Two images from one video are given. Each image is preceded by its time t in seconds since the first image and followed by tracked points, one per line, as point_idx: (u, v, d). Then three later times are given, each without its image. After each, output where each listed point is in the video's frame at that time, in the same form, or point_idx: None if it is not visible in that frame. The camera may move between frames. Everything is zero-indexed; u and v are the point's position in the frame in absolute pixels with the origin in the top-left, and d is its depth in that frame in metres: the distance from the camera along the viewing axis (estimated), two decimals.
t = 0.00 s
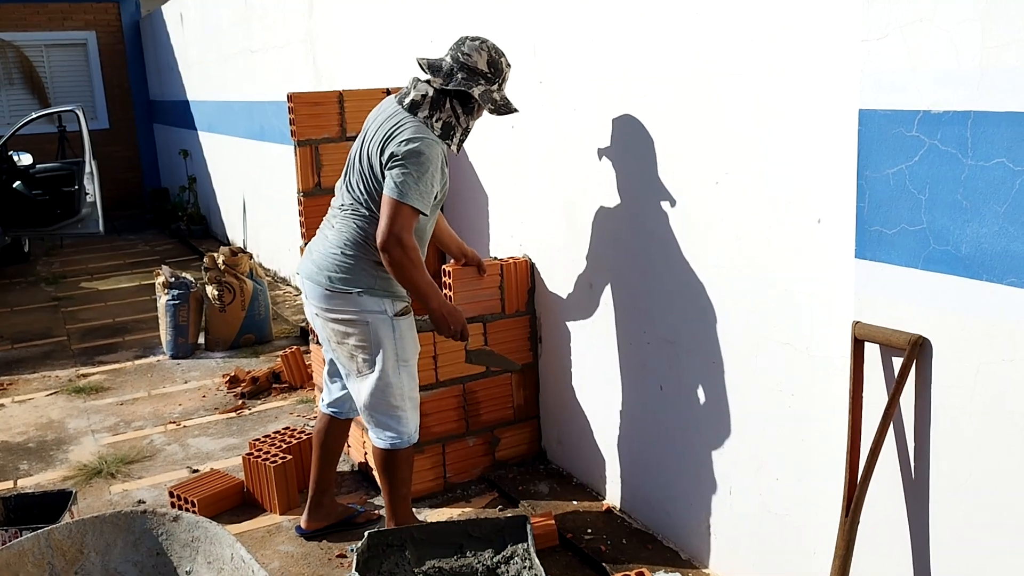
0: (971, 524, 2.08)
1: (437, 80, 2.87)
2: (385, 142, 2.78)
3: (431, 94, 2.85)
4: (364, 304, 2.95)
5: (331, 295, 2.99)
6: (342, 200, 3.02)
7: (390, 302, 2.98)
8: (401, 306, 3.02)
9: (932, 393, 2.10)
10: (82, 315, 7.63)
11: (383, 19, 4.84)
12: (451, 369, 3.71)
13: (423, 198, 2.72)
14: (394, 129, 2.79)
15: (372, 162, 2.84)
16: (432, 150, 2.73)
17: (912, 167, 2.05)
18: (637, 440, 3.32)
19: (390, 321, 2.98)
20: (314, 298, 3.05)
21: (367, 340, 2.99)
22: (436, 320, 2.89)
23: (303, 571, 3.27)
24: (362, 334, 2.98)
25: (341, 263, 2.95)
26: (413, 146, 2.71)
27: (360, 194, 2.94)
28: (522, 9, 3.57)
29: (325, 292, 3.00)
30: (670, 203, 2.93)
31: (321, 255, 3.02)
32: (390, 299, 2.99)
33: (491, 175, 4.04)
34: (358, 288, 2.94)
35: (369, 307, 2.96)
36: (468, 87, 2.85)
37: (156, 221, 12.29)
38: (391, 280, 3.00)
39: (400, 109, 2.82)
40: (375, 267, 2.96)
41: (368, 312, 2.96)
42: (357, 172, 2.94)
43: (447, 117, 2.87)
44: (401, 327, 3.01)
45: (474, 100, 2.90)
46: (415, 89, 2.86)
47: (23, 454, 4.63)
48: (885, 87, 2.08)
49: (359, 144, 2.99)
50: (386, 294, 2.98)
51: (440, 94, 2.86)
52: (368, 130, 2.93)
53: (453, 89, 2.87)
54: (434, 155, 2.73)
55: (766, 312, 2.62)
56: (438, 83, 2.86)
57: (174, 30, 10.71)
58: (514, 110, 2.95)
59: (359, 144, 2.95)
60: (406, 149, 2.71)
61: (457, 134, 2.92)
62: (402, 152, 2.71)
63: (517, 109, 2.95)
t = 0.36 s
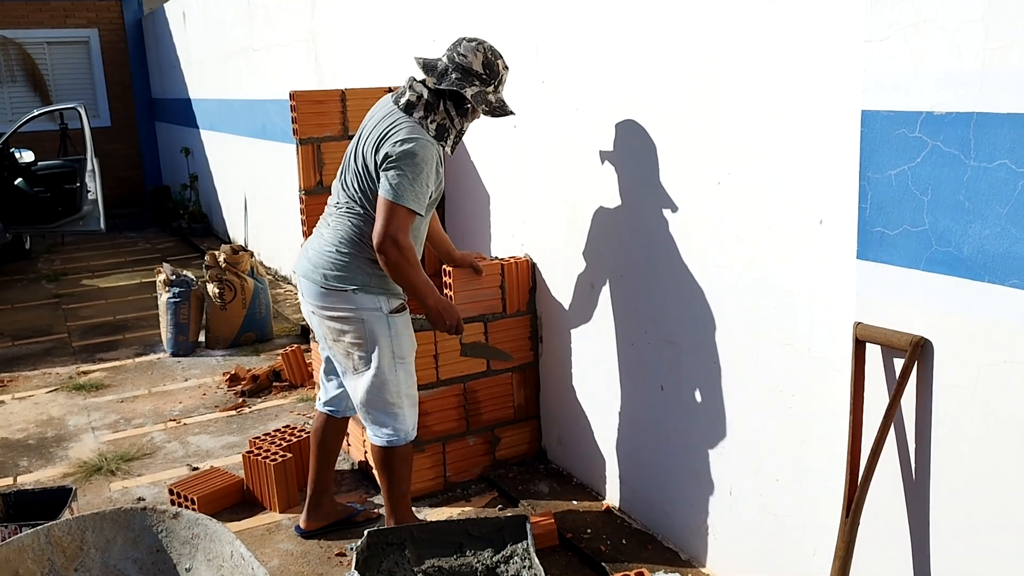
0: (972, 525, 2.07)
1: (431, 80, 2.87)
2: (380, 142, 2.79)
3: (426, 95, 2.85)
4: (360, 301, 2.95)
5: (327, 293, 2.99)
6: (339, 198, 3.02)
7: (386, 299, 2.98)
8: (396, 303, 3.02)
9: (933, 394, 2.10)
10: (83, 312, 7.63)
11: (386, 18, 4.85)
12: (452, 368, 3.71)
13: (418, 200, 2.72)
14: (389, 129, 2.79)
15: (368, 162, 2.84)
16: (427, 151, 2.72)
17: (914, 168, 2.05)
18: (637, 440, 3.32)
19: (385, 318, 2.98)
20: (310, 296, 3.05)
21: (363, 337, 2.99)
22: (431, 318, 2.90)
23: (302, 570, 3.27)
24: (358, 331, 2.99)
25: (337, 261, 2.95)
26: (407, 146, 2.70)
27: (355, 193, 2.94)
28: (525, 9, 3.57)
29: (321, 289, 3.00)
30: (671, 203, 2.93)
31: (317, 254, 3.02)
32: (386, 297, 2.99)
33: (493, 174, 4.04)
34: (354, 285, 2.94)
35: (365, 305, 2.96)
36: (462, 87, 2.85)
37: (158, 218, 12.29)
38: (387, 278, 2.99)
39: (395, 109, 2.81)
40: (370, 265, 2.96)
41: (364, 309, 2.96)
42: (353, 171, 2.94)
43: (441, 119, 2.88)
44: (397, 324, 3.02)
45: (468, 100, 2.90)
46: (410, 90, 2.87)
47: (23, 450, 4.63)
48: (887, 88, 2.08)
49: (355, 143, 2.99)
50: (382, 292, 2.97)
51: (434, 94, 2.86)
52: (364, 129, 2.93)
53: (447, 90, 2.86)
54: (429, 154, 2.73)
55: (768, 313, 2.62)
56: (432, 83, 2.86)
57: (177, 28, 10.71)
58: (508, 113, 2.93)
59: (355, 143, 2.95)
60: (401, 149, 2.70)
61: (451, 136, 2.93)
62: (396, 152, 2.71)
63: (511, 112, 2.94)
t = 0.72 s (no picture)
0: (971, 524, 2.08)
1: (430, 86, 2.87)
2: (398, 147, 2.82)
3: (428, 101, 2.87)
4: (362, 302, 2.96)
5: (326, 294, 2.95)
6: (336, 198, 2.98)
7: (386, 298, 3.01)
8: (394, 302, 3.06)
9: (932, 393, 2.11)
10: (83, 313, 7.63)
11: (386, 19, 4.85)
12: (452, 368, 3.71)
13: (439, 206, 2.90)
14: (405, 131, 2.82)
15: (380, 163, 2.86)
16: (447, 156, 2.84)
17: (912, 169, 2.06)
18: (636, 440, 3.32)
19: (387, 316, 3.01)
20: (307, 297, 3.00)
21: (366, 338, 2.99)
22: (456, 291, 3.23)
23: (303, 569, 3.28)
24: (359, 332, 2.99)
25: (340, 262, 2.93)
26: (433, 155, 2.81)
27: (360, 194, 2.93)
28: (524, 9, 3.58)
29: (320, 290, 2.96)
30: (670, 203, 2.94)
31: (314, 254, 2.98)
32: (386, 295, 3.02)
33: (492, 175, 4.05)
34: (357, 286, 2.94)
35: (367, 304, 2.97)
36: (459, 94, 2.87)
37: (158, 219, 12.28)
38: (386, 278, 3.02)
39: (405, 109, 2.84)
40: (373, 266, 2.97)
41: (366, 309, 2.97)
42: (357, 172, 2.93)
43: (446, 130, 2.89)
44: (397, 322, 3.05)
45: (465, 109, 2.91)
46: (415, 98, 2.88)
47: (23, 450, 4.63)
48: (886, 88, 2.09)
49: (355, 142, 2.97)
50: (383, 292, 3.00)
51: (438, 99, 2.89)
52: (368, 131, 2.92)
53: (446, 97, 2.88)
54: (452, 164, 2.87)
55: (767, 314, 2.63)
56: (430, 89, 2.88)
57: (176, 29, 10.72)
58: (502, 123, 2.98)
59: (358, 145, 2.94)
60: (428, 158, 2.80)
61: (458, 146, 2.95)
62: (424, 161, 2.80)
63: (505, 122, 2.99)
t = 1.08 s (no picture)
0: (971, 524, 2.09)
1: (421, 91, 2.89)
2: (390, 150, 2.84)
3: (422, 105, 2.90)
4: (354, 300, 2.98)
5: (317, 292, 2.98)
6: (328, 198, 3.00)
7: (378, 297, 3.04)
8: (386, 301, 3.08)
9: (932, 393, 2.12)
10: (84, 312, 7.64)
11: (387, 19, 4.87)
12: (453, 367, 3.73)
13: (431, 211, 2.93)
14: (400, 135, 2.84)
15: (375, 165, 2.88)
16: (441, 161, 2.87)
17: (912, 169, 2.07)
18: (637, 439, 3.33)
19: (379, 314, 3.04)
20: (299, 295, 3.02)
21: (358, 336, 3.01)
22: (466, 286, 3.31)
23: (305, 567, 3.29)
24: (352, 330, 3.01)
25: (331, 261, 2.95)
26: (426, 159, 2.83)
27: (353, 196, 2.94)
28: (525, 9, 3.59)
29: (312, 289, 2.98)
30: (670, 203, 2.95)
31: (306, 252, 3.00)
32: (378, 294, 3.04)
33: (493, 174, 4.06)
34: (348, 285, 2.97)
35: (359, 303, 2.99)
36: (450, 100, 2.87)
37: (158, 218, 12.29)
38: (377, 278, 3.05)
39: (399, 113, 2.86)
40: (364, 266, 3.00)
41: (359, 307, 2.99)
42: (350, 173, 2.94)
43: (438, 134, 2.94)
44: (389, 320, 3.07)
45: (455, 115, 2.92)
46: (409, 101, 2.91)
47: (25, 449, 4.65)
48: (885, 88, 2.10)
49: (348, 143, 2.98)
50: (374, 291, 3.03)
51: (430, 103, 2.91)
52: (361, 133, 2.94)
53: (438, 101, 2.91)
54: (445, 168, 2.89)
55: (767, 314, 2.64)
56: (422, 92, 2.90)
57: (177, 28, 10.73)
58: (494, 129, 2.98)
59: (352, 146, 2.95)
60: (421, 162, 2.83)
61: (449, 150, 3.01)
62: (417, 164, 2.83)
63: (497, 128, 2.98)
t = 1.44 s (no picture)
0: (971, 524, 2.09)
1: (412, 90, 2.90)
2: (382, 150, 2.85)
3: (414, 105, 2.90)
4: (347, 300, 2.99)
5: (311, 293, 2.98)
6: (321, 199, 3.01)
7: (371, 297, 3.04)
8: (380, 301, 3.08)
9: (932, 393, 2.12)
10: (84, 311, 7.64)
11: (388, 18, 4.87)
12: (453, 367, 3.73)
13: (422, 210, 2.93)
14: (393, 136, 2.84)
15: (368, 166, 2.88)
16: (434, 162, 2.88)
17: (913, 170, 2.07)
18: (637, 439, 3.33)
19: (373, 314, 3.04)
20: (293, 295, 3.03)
21: (352, 335, 3.02)
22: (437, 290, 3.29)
23: (305, 567, 3.29)
24: (345, 329, 3.01)
25: (324, 262, 2.96)
26: (416, 159, 2.84)
27: (345, 196, 2.95)
28: (526, 9, 3.60)
29: (305, 289, 2.99)
30: (671, 203, 2.95)
31: (300, 253, 3.01)
32: (372, 294, 3.05)
33: (494, 174, 4.06)
34: (341, 285, 2.97)
35: (352, 303, 3.00)
36: (441, 99, 2.88)
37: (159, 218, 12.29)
38: (370, 278, 3.05)
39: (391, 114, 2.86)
40: (358, 266, 3.00)
41: (351, 307, 3.00)
42: (342, 173, 2.95)
43: (430, 134, 2.95)
44: (383, 320, 3.08)
45: (448, 114, 2.92)
46: (401, 101, 2.91)
47: (26, 447, 4.65)
48: (886, 90, 2.11)
49: (341, 143, 2.98)
50: (367, 291, 3.03)
51: (422, 103, 2.92)
52: (353, 133, 2.95)
53: (429, 101, 2.91)
54: (436, 167, 2.90)
55: (767, 314, 2.64)
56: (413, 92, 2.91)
57: (178, 28, 10.75)
58: (488, 126, 2.98)
59: (344, 146, 2.96)
60: (412, 162, 2.84)
61: (441, 148, 3.01)
62: (408, 164, 2.84)
63: (492, 125, 2.98)
